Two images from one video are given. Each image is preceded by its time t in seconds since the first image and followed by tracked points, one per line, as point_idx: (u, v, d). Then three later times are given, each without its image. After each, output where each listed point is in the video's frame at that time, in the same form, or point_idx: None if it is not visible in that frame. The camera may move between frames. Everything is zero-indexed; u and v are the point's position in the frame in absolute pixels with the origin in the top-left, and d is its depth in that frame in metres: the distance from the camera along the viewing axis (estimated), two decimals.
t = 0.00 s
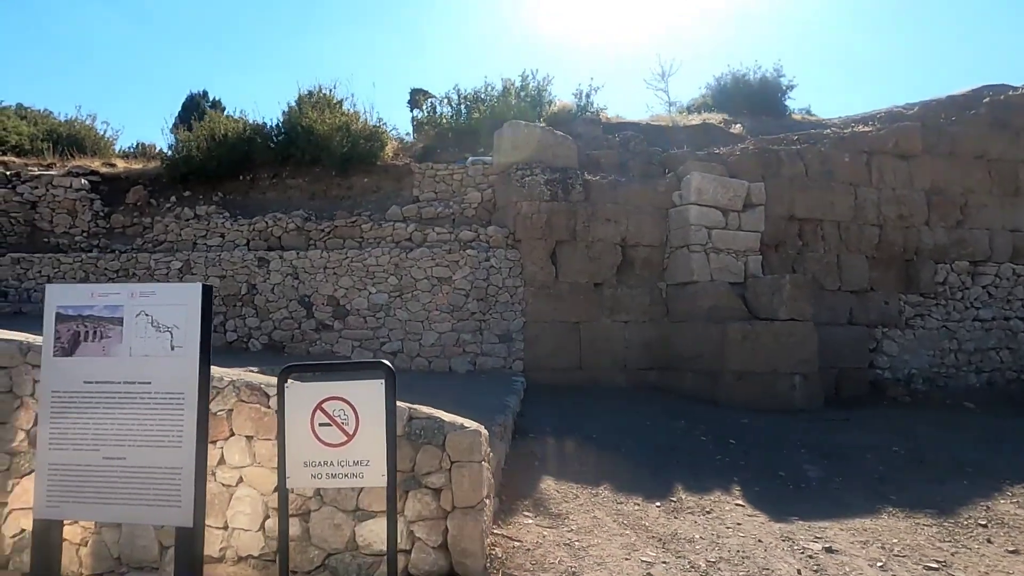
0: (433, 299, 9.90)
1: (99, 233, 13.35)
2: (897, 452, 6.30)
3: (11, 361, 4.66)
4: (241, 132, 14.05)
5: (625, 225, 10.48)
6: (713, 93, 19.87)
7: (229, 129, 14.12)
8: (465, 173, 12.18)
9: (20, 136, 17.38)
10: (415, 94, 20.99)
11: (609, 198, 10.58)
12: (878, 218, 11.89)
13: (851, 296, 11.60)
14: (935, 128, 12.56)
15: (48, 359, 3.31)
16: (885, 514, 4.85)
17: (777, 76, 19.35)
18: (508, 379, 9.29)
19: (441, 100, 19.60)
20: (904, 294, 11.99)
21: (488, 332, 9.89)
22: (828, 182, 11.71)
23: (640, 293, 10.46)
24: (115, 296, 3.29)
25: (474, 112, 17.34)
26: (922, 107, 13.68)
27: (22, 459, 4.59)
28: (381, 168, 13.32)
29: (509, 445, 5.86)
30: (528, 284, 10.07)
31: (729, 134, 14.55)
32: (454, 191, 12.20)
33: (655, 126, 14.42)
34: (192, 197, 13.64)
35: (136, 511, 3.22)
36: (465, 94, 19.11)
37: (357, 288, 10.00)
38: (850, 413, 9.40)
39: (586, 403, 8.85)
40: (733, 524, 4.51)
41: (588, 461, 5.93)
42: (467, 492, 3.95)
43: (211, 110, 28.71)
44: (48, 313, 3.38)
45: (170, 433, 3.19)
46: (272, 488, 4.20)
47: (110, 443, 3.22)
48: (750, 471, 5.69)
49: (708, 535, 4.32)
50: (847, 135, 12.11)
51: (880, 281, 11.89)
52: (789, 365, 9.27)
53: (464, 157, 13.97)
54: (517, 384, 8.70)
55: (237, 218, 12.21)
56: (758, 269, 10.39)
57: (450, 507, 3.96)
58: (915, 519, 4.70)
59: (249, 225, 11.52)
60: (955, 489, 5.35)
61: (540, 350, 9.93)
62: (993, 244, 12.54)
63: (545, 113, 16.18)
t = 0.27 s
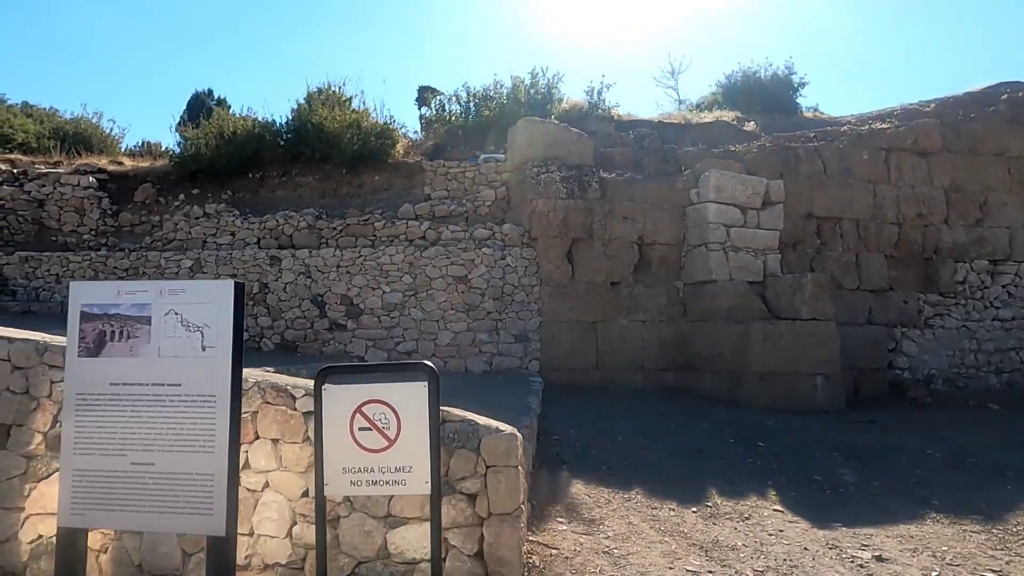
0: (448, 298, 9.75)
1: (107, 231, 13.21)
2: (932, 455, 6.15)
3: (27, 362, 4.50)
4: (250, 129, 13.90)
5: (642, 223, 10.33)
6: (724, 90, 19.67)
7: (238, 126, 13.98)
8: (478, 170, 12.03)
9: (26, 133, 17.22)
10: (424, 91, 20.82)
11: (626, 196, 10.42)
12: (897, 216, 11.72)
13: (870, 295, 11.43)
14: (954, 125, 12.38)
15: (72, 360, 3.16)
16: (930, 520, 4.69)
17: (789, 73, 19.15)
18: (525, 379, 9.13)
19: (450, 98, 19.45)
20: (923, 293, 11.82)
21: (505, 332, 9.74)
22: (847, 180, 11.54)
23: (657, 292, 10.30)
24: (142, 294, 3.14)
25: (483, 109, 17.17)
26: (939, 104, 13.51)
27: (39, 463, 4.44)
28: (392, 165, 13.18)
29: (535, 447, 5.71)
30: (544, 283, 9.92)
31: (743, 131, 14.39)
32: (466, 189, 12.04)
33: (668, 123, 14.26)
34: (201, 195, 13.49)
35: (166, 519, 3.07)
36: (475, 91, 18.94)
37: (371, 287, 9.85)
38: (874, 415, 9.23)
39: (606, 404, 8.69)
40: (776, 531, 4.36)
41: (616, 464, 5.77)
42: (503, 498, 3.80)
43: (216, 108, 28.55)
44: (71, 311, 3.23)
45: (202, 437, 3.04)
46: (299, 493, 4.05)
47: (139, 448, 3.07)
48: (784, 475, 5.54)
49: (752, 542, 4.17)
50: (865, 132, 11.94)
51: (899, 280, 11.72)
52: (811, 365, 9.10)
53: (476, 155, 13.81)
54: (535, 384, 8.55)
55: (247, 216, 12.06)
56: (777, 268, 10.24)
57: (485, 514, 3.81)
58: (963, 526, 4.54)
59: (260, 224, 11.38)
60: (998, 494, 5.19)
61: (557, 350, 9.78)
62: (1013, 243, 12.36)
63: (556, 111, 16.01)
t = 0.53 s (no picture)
0: (462, 293, 9.56)
1: (111, 226, 13.01)
2: (969, 454, 5.95)
3: (38, 356, 4.31)
4: (257, 122, 13.70)
5: (659, 217, 10.13)
6: (734, 84, 19.44)
7: (244, 119, 13.78)
8: (489, 164, 11.83)
9: (29, 127, 17.00)
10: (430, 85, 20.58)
11: (642, 189, 10.22)
12: (916, 210, 11.52)
13: (889, 291, 11.24)
14: (973, 118, 12.18)
15: (92, 354, 2.98)
16: (979, 522, 4.50)
17: (800, 66, 18.90)
18: (542, 375, 8.94)
19: (456, 92, 19.24)
20: (942, 289, 11.63)
21: (520, 327, 9.55)
22: (865, 174, 11.34)
23: (674, 287, 10.11)
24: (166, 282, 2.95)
25: (491, 103, 16.96)
26: (957, 97, 13.29)
27: (51, 462, 4.25)
28: (401, 159, 12.98)
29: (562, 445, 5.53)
30: (560, 278, 9.72)
31: (756, 125, 14.19)
32: (477, 183, 11.84)
33: (681, 117, 14.07)
34: (207, 189, 13.28)
35: (192, 525, 2.87)
36: (482, 85, 18.72)
37: (383, 281, 9.66)
38: (897, 412, 9.04)
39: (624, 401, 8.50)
40: (822, 534, 4.17)
41: (645, 463, 5.59)
42: (542, 499, 3.61)
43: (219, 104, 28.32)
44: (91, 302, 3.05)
45: (230, 436, 2.84)
46: (326, 494, 3.87)
47: (163, 448, 2.88)
48: (820, 475, 5.35)
49: (799, 545, 3.98)
50: (884, 124, 11.73)
51: (918, 275, 11.53)
52: (833, 361, 8.91)
53: (486, 149, 13.60)
54: (552, 380, 8.36)
55: (255, 210, 11.87)
56: (796, 263, 10.05)
57: (523, 516, 3.62)
58: (1015, 528, 4.35)
59: (268, 218, 11.18)
60: None
61: (572, 346, 9.58)
62: None
63: (566, 104, 15.79)
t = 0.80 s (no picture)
0: (477, 293, 9.39)
1: (117, 225, 12.82)
2: (1007, 460, 5.79)
3: (53, 361, 4.14)
4: (263, 120, 13.51)
5: (676, 215, 9.96)
6: (742, 81, 19.25)
7: (250, 117, 13.60)
8: (501, 161, 11.65)
9: (31, 124, 16.78)
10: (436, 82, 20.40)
11: (658, 187, 10.04)
12: (935, 209, 11.35)
13: (907, 290, 11.07)
14: (992, 115, 12.00)
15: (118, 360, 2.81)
16: None
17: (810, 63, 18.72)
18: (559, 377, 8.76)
19: (462, 89, 19.04)
20: (961, 288, 11.47)
21: (536, 328, 9.38)
22: (883, 171, 11.16)
23: (691, 287, 9.94)
24: (197, 285, 2.78)
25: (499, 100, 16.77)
26: (973, 94, 13.12)
27: (67, 471, 4.07)
28: (410, 157, 12.79)
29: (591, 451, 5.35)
30: (575, 277, 9.55)
31: (768, 122, 14.01)
32: (488, 181, 11.66)
33: (693, 114, 13.89)
34: (213, 187, 13.09)
35: (227, 545, 2.71)
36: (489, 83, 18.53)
37: (395, 281, 9.49)
38: (920, 414, 8.87)
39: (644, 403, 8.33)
40: (872, 546, 3.99)
41: (676, 470, 5.41)
42: (586, 512, 3.43)
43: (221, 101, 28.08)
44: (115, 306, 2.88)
45: (267, 449, 2.67)
46: (357, 506, 3.70)
47: (195, 461, 2.71)
48: (859, 482, 5.17)
49: (851, 559, 3.80)
50: (901, 121, 11.56)
51: (936, 275, 11.36)
52: (856, 363, 8.74)
53: (496, 147, 13.42)
54: (571, 382, 8.20)
55: (263, 208, 11.68)
56: (815, 262, 9.88)
57: (566, 530, 3.44)
58: None
59: (276, 216, 11.00)
60: None
61: (588, 347, 9.41)
62: None
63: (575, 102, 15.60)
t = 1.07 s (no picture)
0: (493, 289, 9.25)
1: (123, 221, 12.67)
2: None
3: (71, 357, 4.00)
4: (271, 115, 13.37)
5: (692, 210, 9.81)
6: (751, 76, 19.11)
7: (258, 112, 13.46)
8: (512, 156, 11.50)
9: (35, 120, 16.62)
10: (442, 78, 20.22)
11: (675, 181, 9.89)
12: (952, 204, 11.21)
13: (925, 286, 10.93)
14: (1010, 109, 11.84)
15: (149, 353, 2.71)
16: None
17: (819, 58, 18.57)
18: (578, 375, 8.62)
19: (468, 85, 18.87)
20: (978, 285, 11.34)
21: (552, 325, 9.24)
22: (901, 165, 11.01)
23: (708, 283, 9.79)
24: (234, 275, 2.68)
25: (507, 95, 16.62)
26: (989, 88, 12.97)
27: (86, 471, 3.94)
28: (419, 152, 12.63)
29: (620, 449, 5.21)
30: (591, 273, 9.40)
31: (781, 117, 13.87)
32: (500, 176, 11.52)
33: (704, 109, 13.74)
34: (220, 183, 12.94)
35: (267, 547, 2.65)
36: (495, 78, 18.36)
37: (409, 277, 9.36)
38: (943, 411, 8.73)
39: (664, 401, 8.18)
40: (923, 548, 3.85)
41: (708, 468, 5.27)
42: (633, 512, 3.29)
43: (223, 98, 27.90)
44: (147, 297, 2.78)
45: (308, 448, 2.59)
46: (390, 506, 3.56)
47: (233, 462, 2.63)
48: (897, 481, 5.04)
49: (903, 562, 3.66)
50: (918, 115, 11.41)
51: (954, 271, 11.22)
52: (878, 359, 8.60)
53: (505, 142, 13.27)
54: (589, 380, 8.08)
55: (272, 204, 11.54)
56: (833, 257, 9.74)
57: (612, 532, 3.30)
58: None
59: (286, 212, 10.86)
60: None
61: (605, 343, 9.26)
62: None
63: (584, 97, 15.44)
